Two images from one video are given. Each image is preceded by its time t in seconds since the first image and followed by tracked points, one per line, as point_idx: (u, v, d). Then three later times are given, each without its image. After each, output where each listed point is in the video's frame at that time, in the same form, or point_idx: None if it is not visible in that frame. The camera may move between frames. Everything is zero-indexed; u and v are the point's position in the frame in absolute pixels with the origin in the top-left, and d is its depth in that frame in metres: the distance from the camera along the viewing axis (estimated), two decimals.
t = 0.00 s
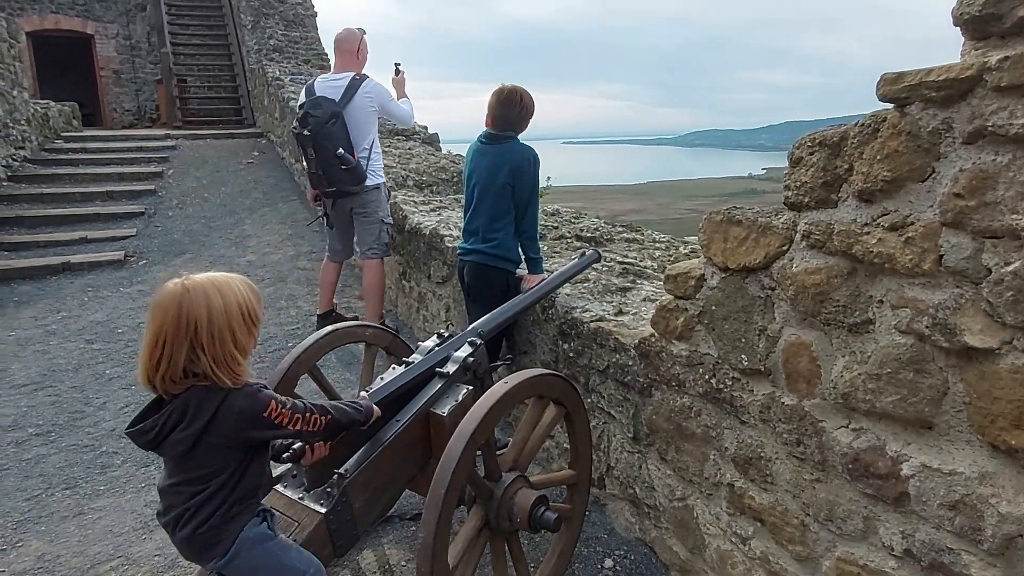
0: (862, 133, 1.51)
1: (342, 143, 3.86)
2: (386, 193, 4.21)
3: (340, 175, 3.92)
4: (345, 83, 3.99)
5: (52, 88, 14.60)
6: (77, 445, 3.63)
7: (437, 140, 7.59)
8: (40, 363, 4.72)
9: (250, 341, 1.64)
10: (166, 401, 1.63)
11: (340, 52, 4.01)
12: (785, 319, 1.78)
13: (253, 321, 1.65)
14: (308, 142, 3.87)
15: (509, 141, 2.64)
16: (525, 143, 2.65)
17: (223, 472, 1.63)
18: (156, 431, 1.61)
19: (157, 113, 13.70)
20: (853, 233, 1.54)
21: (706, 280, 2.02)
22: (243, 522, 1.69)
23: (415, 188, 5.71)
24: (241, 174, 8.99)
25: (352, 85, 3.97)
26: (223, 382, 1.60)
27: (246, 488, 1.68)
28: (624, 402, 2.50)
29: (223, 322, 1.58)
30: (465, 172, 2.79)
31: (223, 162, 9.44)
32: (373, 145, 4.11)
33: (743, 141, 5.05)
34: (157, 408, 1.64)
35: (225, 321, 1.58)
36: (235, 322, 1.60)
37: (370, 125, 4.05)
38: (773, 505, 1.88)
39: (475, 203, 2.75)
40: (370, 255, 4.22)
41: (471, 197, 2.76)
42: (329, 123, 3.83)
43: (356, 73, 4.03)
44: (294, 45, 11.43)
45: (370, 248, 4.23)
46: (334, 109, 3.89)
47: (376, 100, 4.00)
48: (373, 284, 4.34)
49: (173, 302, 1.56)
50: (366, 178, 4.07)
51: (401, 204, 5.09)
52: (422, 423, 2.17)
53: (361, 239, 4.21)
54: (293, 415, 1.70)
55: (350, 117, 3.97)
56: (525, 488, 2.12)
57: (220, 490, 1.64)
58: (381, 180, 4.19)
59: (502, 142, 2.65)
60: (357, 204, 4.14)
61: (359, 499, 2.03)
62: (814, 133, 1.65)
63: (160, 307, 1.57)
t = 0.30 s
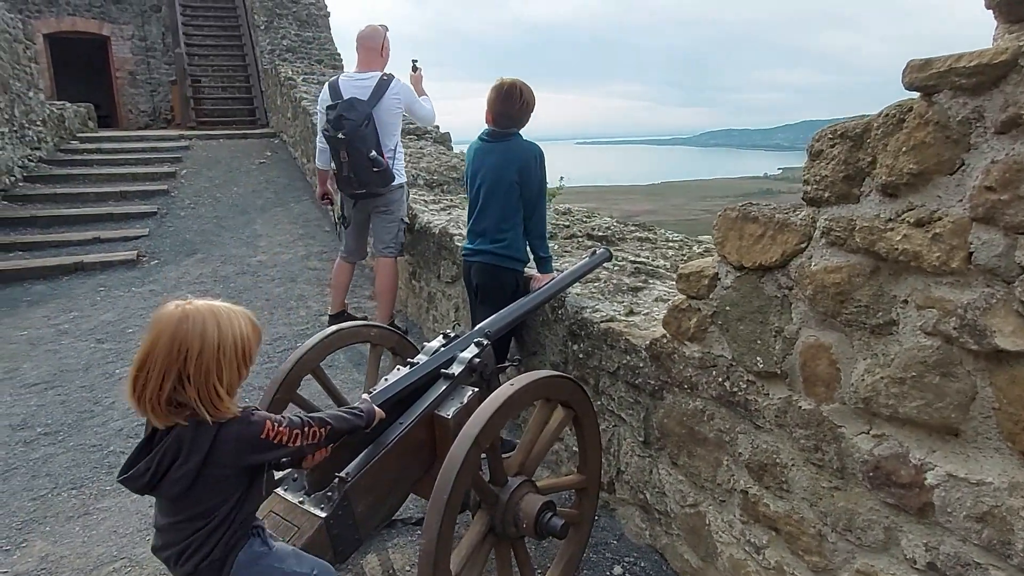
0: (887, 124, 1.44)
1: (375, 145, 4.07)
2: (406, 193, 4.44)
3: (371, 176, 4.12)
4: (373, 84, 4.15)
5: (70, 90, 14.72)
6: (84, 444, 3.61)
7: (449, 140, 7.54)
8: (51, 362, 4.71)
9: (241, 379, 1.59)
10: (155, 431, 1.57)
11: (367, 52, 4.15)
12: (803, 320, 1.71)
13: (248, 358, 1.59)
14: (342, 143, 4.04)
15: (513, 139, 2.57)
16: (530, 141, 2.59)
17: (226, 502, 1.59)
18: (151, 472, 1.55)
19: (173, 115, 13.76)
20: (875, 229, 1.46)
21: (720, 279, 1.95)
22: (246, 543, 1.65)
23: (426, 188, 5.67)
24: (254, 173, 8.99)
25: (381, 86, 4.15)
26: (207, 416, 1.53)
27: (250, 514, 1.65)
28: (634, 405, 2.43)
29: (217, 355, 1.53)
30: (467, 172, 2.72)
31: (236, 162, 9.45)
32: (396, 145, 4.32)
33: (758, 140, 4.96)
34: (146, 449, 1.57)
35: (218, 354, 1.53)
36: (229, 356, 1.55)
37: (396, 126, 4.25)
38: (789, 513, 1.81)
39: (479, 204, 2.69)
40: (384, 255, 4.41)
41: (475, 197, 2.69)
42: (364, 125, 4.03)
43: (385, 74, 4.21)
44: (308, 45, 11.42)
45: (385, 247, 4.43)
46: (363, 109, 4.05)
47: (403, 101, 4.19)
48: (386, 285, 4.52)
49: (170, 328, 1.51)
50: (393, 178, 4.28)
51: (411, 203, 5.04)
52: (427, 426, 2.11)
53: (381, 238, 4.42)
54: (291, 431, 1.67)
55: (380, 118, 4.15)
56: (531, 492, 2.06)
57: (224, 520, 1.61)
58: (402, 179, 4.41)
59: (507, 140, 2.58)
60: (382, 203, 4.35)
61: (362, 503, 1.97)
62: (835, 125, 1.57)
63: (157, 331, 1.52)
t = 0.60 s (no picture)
0: (909, 123, 1.30)
1: (419, 149, 4.05)
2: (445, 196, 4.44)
3: (415, 180, 4.10)
4: (416, 87, 4.13)
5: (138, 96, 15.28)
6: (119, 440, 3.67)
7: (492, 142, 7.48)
8: (98, 358, 4.84)
9: (216, 410, 1.58)
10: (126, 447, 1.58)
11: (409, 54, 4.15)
12: (821, 336, 1.57)
13: (227, 390, 1.59)
14: (387, 147, 4.02)
15: (529, 142, 2.49)
16: (548, 144, 2.50)
17: (182, 531, 1.57)
18: (109, 495, 1.56)
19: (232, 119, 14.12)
20: (896, 238, 1.32)
21: (737, 290, 1.83)
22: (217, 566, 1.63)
23: (464, 190, 5.62)
24: (304, 175, 9.13)
25: (425, 89, 4.12)
26: (174, 441, 1.53)
27: (213, 542, 1.62)
28: (651, 419, 2.31)
29: (194, 382, 1.53)
30: (484, 177, 2.65)
31: (287, 164, 9.61)
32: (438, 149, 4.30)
33: (805, 141, 4.74)
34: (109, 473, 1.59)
35: (196, 380, 1.53)
36: (206, 384, 1.54)
37: (439, 130, 4.22)
38: (806, 545, 1.67)
39: (496, 209, 2.61)
40: (421, 258, 4.39)
41: (492, 203, 2.62)
42: (410, 130, 4.01)
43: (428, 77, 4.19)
44: (360, 49, 11.55)
45: (422, 250, 4.41)
46: (407, 113, 4.03)
47: (446, 104, 4.16)
48: (421, 289, 4.47)
49: (154, 347, 1.52)
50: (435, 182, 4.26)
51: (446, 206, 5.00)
52: (428, 436, 2.04)
53: (421, 241, 4.42)
54: (255, 473, 1.62)
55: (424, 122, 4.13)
56: (535, 508, 1.97)
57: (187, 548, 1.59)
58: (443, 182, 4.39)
59: (524, 143, 2.49)
60: (424, 207, 4.34)
61: (357, 514, 1.92)
62: (855, 125, 1.44)
63: (142, 348, 1.53)
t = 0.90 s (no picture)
0: (959, 137, 1.18)
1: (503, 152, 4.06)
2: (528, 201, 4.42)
3: (499, 183, 4.11)
4: (502, 92, 4.16)
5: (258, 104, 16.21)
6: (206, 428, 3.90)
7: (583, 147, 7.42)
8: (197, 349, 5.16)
9: (252, 402, 1.64)
10: (170, 426, 1.66)
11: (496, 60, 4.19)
12: (867, 365, 1.45)
13: (267, 385, 1.65)
14: (472, 151, 4.05)
15: (588, 151, 2.44)
16: (606, 153, 2.45)
17: (225, 507, 1.63)
18: (153, 473, 1.65)
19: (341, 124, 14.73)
20: (940, 264, 1.20)
21: (785, 310, 1.72)
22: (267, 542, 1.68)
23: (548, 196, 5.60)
24: (401, 178, 9.39)
25: (510, 93, 4.14)
26: (205, 423, 1.58)
27: (257, 518, 1.67)
28: (702, 440, 2.21)
29: (236, 369, 1.59)
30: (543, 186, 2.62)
31: (387, 167, 9.92)
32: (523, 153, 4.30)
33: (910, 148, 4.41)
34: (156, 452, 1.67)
35: (239, 368, 1.60)
36: (247, 374, 1.61)
37: (523, 134, 4.22)
38: None
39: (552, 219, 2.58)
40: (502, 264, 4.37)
41: (549, 212, 2.59)
42: (496, 132, 4.02)
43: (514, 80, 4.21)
44: (461, 55, 11.76)
45: (503, 255, 4.40)
46: (493, 116, 4.05)
47: (531, 108, 4.16)
48: (500, 293, 4.45)
49: (207, 332, 1.62)
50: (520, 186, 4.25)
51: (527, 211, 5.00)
52: (465, 444, 2.04)
53: (502, 247, 4.41)
54: (286, 453, 1.64)
55: (508, 125, 4.14)
56: (567, 525, 1.93)
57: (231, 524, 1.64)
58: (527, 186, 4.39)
59: (582, 152, 2.45)
60: (507, 212, 4.34)
61: (391, 517, 1.95)
62: (905, 137, 1.32)
63: (196, 333, 1.63)
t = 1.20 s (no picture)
0: (990, 145, 1.14)
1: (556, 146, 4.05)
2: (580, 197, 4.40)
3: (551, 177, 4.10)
4: (557, 86, 4.17)
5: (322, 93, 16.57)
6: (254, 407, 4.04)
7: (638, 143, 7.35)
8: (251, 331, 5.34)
9: (281, 380, 1.70)
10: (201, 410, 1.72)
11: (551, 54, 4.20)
12: (890, 377, 1.41)
13: (292, 362, 1.71)
14: (525, 144, 4.06)
15: (624, 149, 2.43)
16: (641, 151, 2.43)
17: (262, 484, 1.71)
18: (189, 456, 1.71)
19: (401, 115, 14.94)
20: (963, 276, 1.17)
21: (813, 316, 1.68)
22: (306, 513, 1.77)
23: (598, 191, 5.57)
24: (456, 170, 9.47)
25: (565, 88, 4.14)
26: (238, 404, 1.65)
27: (296, 491, 1.75)
28: (730, 444, 2.19)
29: (263, 349, 1.65)
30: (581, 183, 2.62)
31: (443, 158, 10.02)
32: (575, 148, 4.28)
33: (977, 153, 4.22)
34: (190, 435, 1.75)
35: (266, 348, 1.66)
36: (274, 352, 1.67)
37: (577, 129, 4.21)
38: None
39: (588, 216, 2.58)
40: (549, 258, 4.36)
41: (584, 209, 2.59)
42: (550, 126, 4.02)
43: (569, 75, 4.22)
44: (521, 48, 11.75)
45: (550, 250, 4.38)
46: (548, 110, 4.06)
47: (586, 103, 4.15)
48: (546, 287, 4.45)
49: (229, 316, 1.67)
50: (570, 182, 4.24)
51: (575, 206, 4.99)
52: (490, 435, 2.06)
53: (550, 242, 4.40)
54: (313, 435, 1.70)
55: (562, 119, 4.14)
56: (587, 521, 1.94)
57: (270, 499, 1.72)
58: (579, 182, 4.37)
59: (617, 149, 2.44)
60: (557, 207, 4.32)
61: (414, 501, 2.00)
62: (937, 144, 1.28)
63: (218, 319, 1.69)
